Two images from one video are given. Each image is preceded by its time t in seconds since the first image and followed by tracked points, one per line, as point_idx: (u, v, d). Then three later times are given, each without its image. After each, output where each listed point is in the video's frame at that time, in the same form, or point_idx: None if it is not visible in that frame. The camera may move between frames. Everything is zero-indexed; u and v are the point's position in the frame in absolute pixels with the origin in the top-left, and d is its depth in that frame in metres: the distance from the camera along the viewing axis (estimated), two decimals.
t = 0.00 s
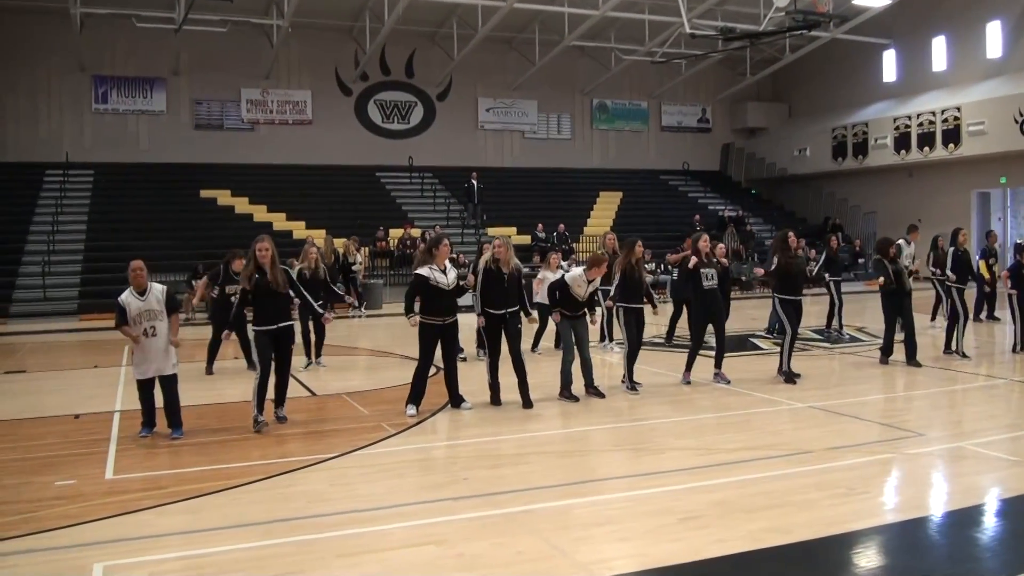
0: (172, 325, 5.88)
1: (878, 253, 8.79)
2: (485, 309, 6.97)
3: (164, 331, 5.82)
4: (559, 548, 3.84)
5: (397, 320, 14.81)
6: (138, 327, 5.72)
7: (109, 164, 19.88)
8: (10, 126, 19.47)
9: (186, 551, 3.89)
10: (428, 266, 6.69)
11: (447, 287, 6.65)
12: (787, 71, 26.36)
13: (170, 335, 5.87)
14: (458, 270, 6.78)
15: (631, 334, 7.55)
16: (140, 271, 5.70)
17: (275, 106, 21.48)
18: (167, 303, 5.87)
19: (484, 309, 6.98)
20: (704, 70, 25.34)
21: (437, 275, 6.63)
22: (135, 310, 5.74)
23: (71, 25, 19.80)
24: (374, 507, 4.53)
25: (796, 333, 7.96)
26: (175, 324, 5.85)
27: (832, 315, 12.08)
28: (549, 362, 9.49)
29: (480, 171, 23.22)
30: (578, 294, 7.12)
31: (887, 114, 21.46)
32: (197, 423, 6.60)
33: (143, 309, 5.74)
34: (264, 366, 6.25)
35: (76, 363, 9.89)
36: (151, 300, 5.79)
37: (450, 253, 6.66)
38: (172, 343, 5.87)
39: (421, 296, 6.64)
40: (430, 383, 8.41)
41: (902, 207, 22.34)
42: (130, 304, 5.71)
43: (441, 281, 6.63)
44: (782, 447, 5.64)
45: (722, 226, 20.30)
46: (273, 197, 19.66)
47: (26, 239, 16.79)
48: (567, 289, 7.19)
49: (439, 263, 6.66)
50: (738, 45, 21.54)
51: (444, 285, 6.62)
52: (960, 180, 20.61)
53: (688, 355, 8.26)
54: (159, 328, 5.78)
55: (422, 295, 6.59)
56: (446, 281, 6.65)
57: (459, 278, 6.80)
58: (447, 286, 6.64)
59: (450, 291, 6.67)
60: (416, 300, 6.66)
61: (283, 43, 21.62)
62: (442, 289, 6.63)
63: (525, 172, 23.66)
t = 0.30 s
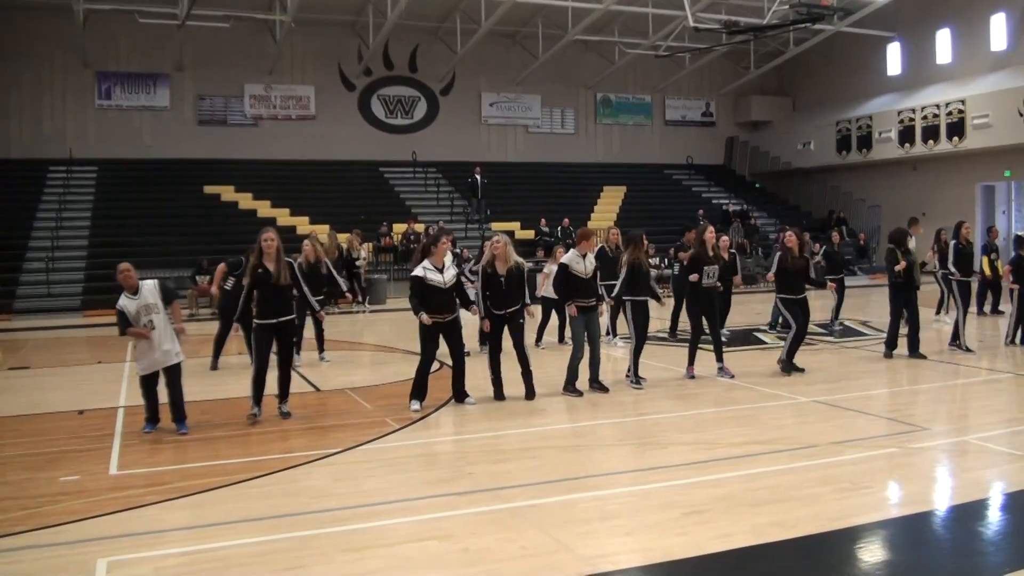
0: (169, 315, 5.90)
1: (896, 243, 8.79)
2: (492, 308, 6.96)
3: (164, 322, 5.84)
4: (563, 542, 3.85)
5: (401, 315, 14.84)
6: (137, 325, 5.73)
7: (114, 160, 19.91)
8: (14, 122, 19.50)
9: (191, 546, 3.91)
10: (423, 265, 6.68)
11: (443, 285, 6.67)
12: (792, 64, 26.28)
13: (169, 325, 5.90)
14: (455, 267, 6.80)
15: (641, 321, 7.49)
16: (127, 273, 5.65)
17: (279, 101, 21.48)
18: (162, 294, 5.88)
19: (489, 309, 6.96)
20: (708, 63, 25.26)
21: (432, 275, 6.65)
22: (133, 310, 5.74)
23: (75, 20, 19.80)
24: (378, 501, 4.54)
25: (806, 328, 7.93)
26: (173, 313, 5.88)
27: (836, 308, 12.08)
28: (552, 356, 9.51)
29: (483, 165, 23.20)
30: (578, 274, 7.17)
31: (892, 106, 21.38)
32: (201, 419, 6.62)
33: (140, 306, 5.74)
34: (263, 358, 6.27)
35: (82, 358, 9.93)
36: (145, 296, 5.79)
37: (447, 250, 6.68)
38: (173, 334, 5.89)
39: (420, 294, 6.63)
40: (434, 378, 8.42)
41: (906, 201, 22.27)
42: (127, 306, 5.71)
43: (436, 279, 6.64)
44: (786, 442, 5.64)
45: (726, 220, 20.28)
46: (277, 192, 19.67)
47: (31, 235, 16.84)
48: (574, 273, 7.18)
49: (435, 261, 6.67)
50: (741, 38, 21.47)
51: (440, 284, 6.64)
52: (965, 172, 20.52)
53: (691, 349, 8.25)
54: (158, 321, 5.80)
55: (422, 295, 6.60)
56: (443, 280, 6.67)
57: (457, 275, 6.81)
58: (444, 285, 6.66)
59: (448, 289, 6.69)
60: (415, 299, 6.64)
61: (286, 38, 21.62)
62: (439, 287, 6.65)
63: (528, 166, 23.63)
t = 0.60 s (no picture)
0: (160, 314, 5.87)
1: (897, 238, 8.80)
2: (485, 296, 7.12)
3: (155, 321, 5.81)
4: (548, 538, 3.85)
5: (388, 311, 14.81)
6: (128, 318, 5.69)
7: (99, 155, 19.75)
8: None
9: (177, 544, 3.88)
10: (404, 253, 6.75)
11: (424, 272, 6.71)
12: (778, 59, 26.34)
13: (159, 325, 5.86)
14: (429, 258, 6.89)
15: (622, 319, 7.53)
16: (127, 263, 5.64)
17: (265, 97, 21.36)
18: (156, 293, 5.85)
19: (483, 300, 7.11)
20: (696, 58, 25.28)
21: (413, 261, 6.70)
22: (125, 301, 5.71)
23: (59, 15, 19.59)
24: (364, 498, 4.53)
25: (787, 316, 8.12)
26: (164, 314, 5.86)
27: (821, 303, 12.15)
28: (540, 352, 9.51)
29: (470, 161, 23.15)
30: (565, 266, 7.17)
31: (879, 102, 21.47)
32: (186, 416, 6.59)
33: (133, 299, 5.71)
34: (243, 353, 6.26)
35: (66, 356, 9.85)
36: (140, 291, 5.77)
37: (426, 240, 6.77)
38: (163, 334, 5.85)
39: (400, 284, 6.64)
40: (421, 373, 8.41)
41: (892, 196, 22.41)
42: (119, 296, 5.67)
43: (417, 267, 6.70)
44: (772, 436, 5.67)
45: (713, 215, 20.33)
46: (263, 187, 19.58)
47: (15, 232, 16.69)
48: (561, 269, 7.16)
49: (415, 250, 6.75)
50: (728, 33, 21.51)
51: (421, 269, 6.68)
52: (952, 167, 20.65)
53: (675, 344, 8.27)
54: (149, 319, 5.76)
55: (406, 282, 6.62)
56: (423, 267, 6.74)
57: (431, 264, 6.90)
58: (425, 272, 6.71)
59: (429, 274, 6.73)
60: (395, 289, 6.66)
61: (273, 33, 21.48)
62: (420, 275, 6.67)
63: (516, 161, 23.59)
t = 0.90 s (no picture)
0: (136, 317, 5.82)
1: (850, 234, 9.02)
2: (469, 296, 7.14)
3: (132, 324, 5.76)
4: (516, 534, 3.84)
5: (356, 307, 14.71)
6: (109, 318, 5.61)
7: (64, 148, 19.35)
8: None
9: (142, 542, 3.81)
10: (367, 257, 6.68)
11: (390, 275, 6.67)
12: (746, 58, 26.56)
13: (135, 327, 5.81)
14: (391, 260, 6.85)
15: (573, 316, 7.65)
16: (119, 261, 5.56)
17: (233, 90, 21.06)
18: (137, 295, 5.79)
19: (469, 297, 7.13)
20: (665, 56, 25.40)
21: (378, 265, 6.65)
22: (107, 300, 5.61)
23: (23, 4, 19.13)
24: (331, 495, 4.49)
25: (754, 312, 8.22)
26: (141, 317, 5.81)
27: (786, 300, 12.30)
28: (508, 348, 9.50)
29: (439, 157, 23.06)
30: (531, 267, 7.15)
31: (846, 101, 21.75)
32: (151, 412, 6.47)
33: (117, 300, 5.63)
34: (214, 349, 6.16)
35: (27, 352, 9.63)
36: (124, 291, 5.70)
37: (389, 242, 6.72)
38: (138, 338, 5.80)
39: (365, 287, 6.59)
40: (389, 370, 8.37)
41: (858, 194, 22.76)
42: (104, 294, 5.57)
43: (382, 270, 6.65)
44: (738, 431, 5.72)
45: (681, 212, 20.48)
46: (230, 182, 19.34)
47: None
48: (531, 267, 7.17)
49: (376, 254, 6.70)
50: (698, 32, 21.65)
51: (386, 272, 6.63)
52: (918, 166, 21.01)
53: (642, 340, 8.31)
54: (128, 322, 5.71)
55: (374, 285, 6.57)
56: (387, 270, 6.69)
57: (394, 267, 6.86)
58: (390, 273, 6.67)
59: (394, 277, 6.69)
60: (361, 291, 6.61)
61: (242, 26, 21.19)
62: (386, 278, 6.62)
63: (484, 158, 23.55)
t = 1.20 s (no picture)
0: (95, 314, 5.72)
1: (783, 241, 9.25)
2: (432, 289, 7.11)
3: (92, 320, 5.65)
4: (473, 532, 3.85)
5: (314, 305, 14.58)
6: (69, 314, 5.49)
7: (15, 143, 18.87)
8: None
9: (97, 544, 3.75)
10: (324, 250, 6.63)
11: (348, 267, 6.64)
12: (703, 58, 26.90)
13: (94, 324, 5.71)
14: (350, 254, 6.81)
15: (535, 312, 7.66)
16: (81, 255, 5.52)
17: (189, 86, 20.74)
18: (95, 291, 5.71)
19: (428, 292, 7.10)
20: (623, 55, 25.61)
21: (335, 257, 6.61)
22: (67, 296, 5.52)
23: None
24: (288, 495, 4.46)
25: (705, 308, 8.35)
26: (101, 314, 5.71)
27: (742, 298, 12.49)
28: (468, 346, 9.51)
29: (397, 155, 22.93)
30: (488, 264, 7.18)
31: (802, 102, 22.16)
32: (104, 412, 6.35)
33: (77, 295, 5.54)
34: (174, 349, 6.05)
35: None
36: (83, 286, 5.63)
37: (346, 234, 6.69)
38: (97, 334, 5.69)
39: (321, 279, 6.56)
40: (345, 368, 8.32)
41: (813, 193, 23.20)
42: (64, 289, 5.49)
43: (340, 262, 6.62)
44: (694, 428, 5.82)
45: (638, 211, 20.66)
46: (186, 178, 19.03)
47: None
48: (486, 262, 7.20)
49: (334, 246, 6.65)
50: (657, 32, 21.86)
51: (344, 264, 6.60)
52: (873, 166, 21.47)
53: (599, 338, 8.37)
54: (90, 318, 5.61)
55: (328, 277, 6.54)
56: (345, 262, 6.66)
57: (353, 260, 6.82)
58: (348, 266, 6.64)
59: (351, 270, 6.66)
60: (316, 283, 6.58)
61: (199, 21, 20.86)
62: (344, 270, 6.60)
63: (444, 156, 23.49)
